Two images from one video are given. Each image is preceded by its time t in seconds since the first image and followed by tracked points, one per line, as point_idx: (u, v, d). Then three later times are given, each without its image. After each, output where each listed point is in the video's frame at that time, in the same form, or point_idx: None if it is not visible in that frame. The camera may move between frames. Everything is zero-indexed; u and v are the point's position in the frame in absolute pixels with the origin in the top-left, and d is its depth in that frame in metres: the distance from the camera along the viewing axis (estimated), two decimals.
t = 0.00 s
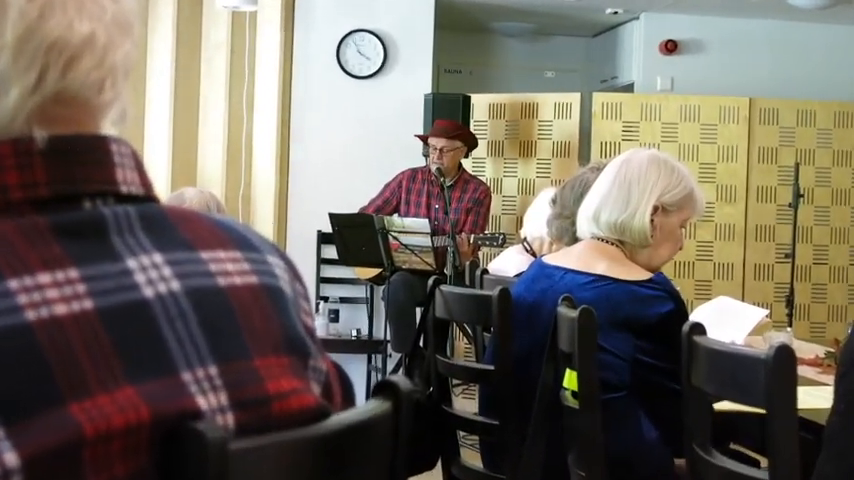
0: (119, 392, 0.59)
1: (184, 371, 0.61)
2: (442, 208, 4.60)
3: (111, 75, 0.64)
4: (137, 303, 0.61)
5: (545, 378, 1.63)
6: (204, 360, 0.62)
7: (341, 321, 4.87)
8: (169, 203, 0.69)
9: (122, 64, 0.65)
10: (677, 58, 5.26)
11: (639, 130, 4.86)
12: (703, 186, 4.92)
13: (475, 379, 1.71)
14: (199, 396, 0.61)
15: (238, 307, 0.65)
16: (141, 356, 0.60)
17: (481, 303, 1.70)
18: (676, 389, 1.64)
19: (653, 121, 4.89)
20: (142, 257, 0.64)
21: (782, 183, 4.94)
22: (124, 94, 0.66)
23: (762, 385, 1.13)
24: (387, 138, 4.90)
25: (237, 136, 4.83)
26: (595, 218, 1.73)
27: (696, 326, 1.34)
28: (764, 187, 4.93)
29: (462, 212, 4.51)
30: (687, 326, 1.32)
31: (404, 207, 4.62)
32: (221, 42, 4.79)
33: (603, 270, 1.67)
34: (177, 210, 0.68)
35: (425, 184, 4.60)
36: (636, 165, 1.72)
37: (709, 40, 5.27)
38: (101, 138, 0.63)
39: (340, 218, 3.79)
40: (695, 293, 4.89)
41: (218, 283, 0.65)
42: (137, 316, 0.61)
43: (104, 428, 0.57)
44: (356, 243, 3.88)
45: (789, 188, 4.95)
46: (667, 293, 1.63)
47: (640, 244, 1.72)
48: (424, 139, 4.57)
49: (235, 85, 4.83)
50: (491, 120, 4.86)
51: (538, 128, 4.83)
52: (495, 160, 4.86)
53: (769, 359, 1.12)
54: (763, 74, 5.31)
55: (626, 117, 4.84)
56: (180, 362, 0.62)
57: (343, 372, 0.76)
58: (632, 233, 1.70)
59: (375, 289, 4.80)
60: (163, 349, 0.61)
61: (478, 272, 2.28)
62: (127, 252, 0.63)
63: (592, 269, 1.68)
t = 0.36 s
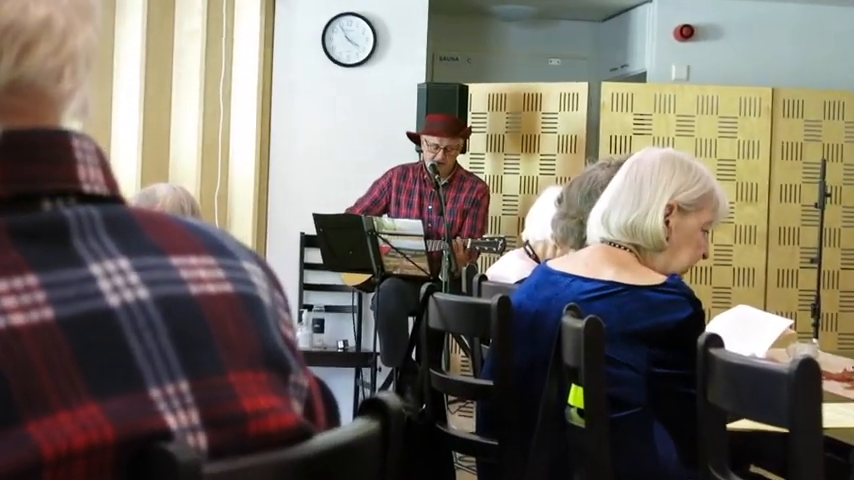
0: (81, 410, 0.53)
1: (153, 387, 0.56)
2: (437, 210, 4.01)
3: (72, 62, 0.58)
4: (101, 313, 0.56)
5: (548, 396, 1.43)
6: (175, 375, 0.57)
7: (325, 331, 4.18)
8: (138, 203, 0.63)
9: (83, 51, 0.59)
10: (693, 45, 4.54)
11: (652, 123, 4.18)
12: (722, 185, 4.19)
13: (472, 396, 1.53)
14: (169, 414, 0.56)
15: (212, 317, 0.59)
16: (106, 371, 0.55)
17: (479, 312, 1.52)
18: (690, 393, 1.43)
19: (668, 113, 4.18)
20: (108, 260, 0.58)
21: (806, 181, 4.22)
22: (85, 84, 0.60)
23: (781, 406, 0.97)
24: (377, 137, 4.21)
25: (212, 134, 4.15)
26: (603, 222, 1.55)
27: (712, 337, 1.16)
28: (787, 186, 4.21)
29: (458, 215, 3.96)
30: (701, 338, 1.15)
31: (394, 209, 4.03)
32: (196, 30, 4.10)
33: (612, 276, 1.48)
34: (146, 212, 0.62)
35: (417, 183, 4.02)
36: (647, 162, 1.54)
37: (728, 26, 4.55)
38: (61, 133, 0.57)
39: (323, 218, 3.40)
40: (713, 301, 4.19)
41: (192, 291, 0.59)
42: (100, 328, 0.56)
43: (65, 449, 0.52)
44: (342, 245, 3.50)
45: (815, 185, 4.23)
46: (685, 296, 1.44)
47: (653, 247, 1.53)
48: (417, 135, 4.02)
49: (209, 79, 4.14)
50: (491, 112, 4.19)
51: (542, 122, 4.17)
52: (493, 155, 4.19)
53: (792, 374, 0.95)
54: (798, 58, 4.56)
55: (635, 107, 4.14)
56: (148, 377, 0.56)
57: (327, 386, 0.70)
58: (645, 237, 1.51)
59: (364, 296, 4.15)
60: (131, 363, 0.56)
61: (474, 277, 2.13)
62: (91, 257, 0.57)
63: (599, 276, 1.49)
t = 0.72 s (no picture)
0: (34, 433, 0.49)
1: (112, 409, 0.51)
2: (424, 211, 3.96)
3: (24, 53, 0.52)
4: (54, 328, 0.51)
5: (547, 414, 1.39)
6: (136, 396, 0.52)
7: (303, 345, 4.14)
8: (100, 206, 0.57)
9: (36, 40, 0.53)
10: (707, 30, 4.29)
11: (661, 117, 4.05)
12: (738, 183, 4.07)
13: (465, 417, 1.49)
14: (129, 438, 0.51)
15: (177, 331, 0.54)
16: (60, 393, 0.50)
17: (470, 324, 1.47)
18: (700, 411, 1.37)
19: (680, 106, 4.06)
20: (64, 270, 0.52)
21: (831, 180, 4.08)
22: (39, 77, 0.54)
23: (804, 426, 0.91)
24: (362, 136, 4.17)
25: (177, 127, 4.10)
26: (610, 225, 1.51)
27: (728, 351, 1.10)
28: (809, 185, 4.07)
29: (446, 217, 3.96)
30: (715, 352, 1.09)
31: (377, 209, 4.00)
32: (160, 12, 4.04)
33: (617, 284, 1.43)
34: (108, 215, 0.57)
35: (403, 181, 3.97)
36: (657, 162, 1.51)
37: (744, 11, 4.31)
38: (11, 131, 0.52)
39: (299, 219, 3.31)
40: (728, 311, 4.05)
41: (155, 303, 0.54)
42: (54, 345, 0.51)
43: (16, 477, 0.48)
44: (322, 250, 3.40)
45: (841, 184, 4.08)
46: (697, 305, 1.38)
47: (662, 252, 1.50)
48: (406, 127, 4.00)
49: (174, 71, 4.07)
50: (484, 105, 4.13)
51: (540, 114, 4.09)
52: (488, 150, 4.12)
53: (814, 392, 0.89)
54: (813, 42, 4.34)
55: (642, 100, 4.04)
56: (107, 398, 0.51)
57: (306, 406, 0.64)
58: (654, 241, 1.48)
59: (345, 307, 4.11)
60: (88, 383, 0.51)
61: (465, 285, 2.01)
62: (44, 266, 0.52)
63: (604, 284, 1.44)
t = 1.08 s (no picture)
0: None
1: (71, 437, 0.47)
2: (416, 214, 3.82)
3: None
4: (8, 347, 0.46)
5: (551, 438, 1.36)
6: (98, 423, 0.47)
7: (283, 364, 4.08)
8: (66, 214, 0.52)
9: None
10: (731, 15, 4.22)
11: (676, 110, 3.97)
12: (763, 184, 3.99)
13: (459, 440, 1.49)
14: (90, 469, 0.46)
15: (145, 352, 0.49)
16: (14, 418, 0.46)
17: (464, 339, 1.46)
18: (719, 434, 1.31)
19: (699, 100, 3.98)
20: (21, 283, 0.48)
21: None
22: None
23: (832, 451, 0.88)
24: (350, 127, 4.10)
25: (144, 126, 4.06)
26: (623, 231, 1.46)
27: (749, 369, 1.04)
28: (840, 186, 4.00)
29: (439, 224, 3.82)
30: (735, 373, 1.03)
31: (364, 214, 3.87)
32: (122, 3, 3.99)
33: (630, 295, 1.37)
34: (71, 223, 0.52)
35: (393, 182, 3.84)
36: (675, 164, 1.46)
37: None
38: None
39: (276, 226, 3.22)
40: (750, 328, 3.98)
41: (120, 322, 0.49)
42: (8, 366, 0.46)
43: None
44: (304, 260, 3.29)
45: None
46: (717, 320, 1.32)
47: (678, 261, 1.45)
48: (392, 119, 3.89)
49: (139, 64, 4.03)
50: (482, 98, 4.08)
51: (543, 108, 4.04)
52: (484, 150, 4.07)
53: (843, 417, 0.87)
54: (829, 31, 4.25)
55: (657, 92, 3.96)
56: (65, 425, 0.47)
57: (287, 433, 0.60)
58: (669, 248, 1.43)
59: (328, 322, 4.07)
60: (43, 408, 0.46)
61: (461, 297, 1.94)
62: None
63: (616, 295, 1.39)
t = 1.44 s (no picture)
0: None
1: None
2: (404, 234, 3.72)
3: None
4: None
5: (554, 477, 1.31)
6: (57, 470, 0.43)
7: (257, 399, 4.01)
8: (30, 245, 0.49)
9: None
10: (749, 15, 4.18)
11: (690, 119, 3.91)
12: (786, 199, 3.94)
13: None
14: None
15: (107, 388, 0.44)
16: None
17: (457, 371, 1.41)
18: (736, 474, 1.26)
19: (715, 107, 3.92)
20: None
21: None
22: None
23: None
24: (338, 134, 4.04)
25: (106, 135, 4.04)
26: (636, 255, 1.41)
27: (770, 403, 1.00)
28: None
29: (430, 245, 3.71)
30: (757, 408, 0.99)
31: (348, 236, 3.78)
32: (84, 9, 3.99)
33: (642, 324, 1.32)
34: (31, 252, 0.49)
35: (379, 199, 3.75)
36: (693, 182, 1.41)
37: None
38: None
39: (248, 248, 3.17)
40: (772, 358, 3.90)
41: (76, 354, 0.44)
42: None
43: None
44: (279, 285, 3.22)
45: None
46: (737, 351, 1.28)
47: (696, 287, 1.40)
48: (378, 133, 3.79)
49: (99, 68, 4.01)
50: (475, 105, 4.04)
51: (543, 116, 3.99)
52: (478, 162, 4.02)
53: None
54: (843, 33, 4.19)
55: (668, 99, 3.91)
56: (23, 474, 0.43)
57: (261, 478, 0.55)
58: (687, 272, 1.38)
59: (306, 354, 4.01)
60: None
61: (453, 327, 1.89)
62: None
63: (628, 324, 1.33)
